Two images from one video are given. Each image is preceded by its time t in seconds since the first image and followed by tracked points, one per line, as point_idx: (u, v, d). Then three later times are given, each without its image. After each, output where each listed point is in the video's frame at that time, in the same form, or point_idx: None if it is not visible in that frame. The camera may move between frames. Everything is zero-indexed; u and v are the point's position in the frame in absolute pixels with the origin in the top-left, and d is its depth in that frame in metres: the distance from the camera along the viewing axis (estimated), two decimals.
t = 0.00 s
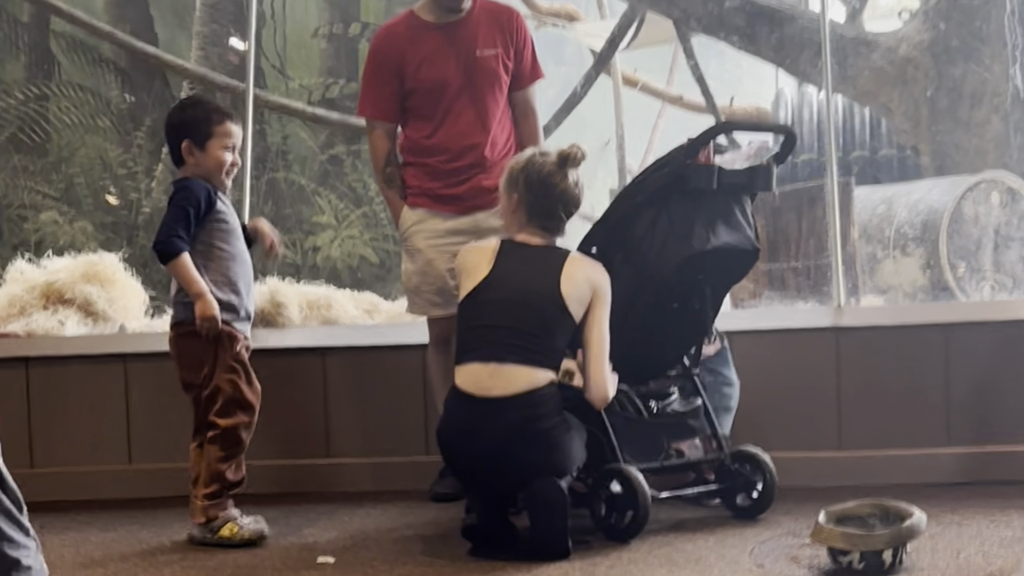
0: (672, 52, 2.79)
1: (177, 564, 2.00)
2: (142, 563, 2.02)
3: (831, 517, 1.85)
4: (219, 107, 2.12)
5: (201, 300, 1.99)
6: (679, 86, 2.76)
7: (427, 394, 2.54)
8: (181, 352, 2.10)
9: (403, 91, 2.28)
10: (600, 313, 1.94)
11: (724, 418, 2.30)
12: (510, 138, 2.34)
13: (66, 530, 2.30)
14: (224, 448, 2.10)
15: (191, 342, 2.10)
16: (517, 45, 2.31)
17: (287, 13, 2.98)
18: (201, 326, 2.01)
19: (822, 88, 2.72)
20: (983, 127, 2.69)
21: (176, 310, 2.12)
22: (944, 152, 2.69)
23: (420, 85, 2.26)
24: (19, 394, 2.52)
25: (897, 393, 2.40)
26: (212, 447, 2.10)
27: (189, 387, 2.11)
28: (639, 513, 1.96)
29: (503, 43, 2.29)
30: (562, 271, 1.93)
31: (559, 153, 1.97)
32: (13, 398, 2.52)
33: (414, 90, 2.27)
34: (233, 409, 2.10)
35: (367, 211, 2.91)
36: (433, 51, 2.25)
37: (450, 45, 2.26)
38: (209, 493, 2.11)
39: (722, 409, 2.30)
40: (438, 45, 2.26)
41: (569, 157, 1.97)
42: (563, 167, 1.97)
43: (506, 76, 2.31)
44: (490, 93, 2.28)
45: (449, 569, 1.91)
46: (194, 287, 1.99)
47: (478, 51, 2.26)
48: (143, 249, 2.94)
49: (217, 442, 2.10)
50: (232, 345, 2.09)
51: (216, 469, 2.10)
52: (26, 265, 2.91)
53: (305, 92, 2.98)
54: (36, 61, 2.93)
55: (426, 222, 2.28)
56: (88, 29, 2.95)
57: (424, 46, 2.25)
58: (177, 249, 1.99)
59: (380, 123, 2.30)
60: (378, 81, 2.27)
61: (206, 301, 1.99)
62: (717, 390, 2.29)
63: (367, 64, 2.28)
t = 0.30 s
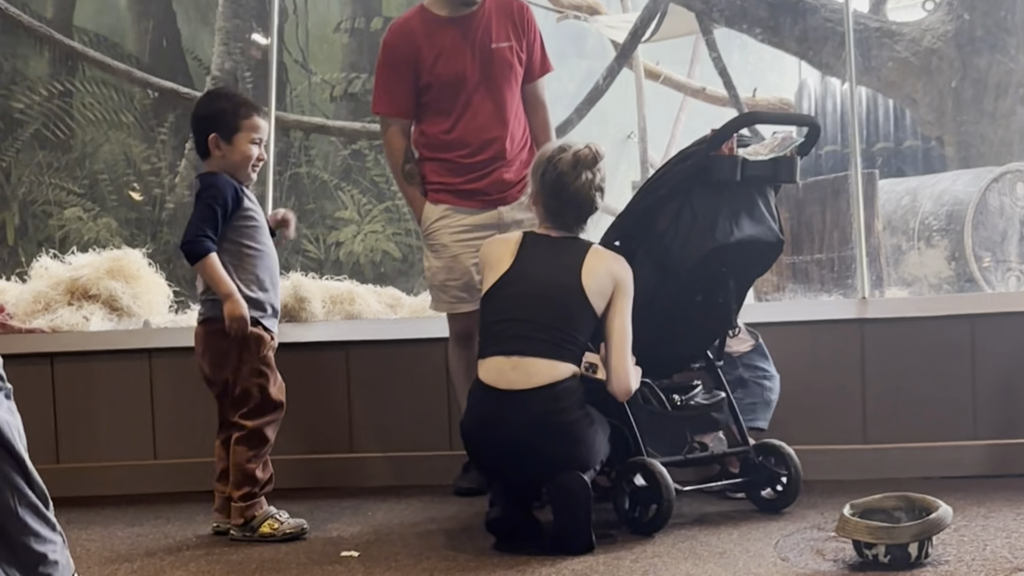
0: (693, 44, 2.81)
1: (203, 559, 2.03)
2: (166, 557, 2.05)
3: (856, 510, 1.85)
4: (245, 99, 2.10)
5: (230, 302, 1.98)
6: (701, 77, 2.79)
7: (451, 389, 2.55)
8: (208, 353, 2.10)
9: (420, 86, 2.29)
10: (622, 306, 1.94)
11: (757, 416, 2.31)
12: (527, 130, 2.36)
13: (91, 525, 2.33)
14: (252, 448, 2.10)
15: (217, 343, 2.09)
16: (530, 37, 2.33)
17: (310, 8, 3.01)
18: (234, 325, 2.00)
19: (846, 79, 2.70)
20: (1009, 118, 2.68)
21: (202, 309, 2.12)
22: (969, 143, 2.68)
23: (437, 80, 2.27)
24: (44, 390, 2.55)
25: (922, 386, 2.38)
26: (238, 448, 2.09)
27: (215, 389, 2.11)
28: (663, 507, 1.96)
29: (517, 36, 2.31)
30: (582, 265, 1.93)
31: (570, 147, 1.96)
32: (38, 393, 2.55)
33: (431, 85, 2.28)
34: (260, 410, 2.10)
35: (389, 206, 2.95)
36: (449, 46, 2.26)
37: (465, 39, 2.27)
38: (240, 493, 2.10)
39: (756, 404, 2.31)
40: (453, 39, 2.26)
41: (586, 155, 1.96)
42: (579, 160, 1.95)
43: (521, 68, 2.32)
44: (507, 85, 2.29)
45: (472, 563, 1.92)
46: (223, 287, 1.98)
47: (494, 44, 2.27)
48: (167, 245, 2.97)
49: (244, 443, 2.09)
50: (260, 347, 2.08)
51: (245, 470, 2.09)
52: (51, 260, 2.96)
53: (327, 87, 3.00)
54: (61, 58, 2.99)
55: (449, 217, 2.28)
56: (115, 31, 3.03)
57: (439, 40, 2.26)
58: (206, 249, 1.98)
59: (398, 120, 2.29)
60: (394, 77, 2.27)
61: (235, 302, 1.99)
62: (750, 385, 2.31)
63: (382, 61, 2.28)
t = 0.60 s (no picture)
0: (706, 38, 2.80)
1: (220, 554, 2.04)
2: (182, 553, 2.07)
3: (873, 504, 1.84)
4: (269, 94, 2.10)
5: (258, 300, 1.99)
6: (716, 71, 2.77)
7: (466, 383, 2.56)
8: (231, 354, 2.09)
9: (431, 81, 2.28)
10: (639, 300, 1.94)
11: (779, 409, 2.28)
12: (536, 121, 2.38)
13: (110, 521, 2.35)
14: (285, 440, 2.10)
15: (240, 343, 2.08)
16: (537, 29, 2.35)
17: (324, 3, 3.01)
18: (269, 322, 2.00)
19: (862, 72, 2.70)
20: None
21: (219, 308, 2.11)
22: (986, 135, 2.67)
23: (449, 74, 2.26)
24: (61, 386, 2.56)
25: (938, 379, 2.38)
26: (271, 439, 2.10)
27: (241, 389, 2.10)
28: (679, 500, 1.96)
29: (524, 28, 2.32)
30: (598, 259, 1.93)
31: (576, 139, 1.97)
32: (56, 390, 2.57)
33: (443, 80, 2.27)
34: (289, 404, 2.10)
35: (403, 201, 2.94)
36: (460, 39, 2.26)
37: (475, 32, 2.27)
38: (270, 484, 2.12)
39: (782, 400, 2.28)
40: (463, 33, 2.26)
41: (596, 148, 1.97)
42: (588, 151, 1.96)
43: (529, 61, 2.34)
44: (518, 77, 2.30)
45: (488, 557, 1.93)
46: (250, 288, 1.98)
47: (503, 36, 2.28)
48: (184, 241, 2.99)
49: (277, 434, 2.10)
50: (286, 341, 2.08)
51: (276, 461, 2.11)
52: (67, 257, 2.97)
53: (342, 83, 3.01)
54: (76, 55, 3.01)
55: (464, 212, 2.29)
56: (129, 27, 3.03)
57: (448, 35, 2.25)
58: (226, 256, 1.99)
59: (410, 115, 2.29)
60: (404, 73, 2.26)
61: (264, 300, 1.99)
62: (776, 381, 2.29)
63: (391, 58, 2.26)
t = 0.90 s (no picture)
0: (718, 31, 2.79)
1: (227, 549, 2.05)
2: (190, 548, 2.07)
3: (880, 497, 1.84)
4: (301, 97, 1.97)
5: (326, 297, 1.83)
6: (724, 63, 2.77)
7: (472, 378, 2.56)
8: (260, 364, 2.04)
9: (437, 74, 2.29)
10: (645, 292, 1.94)
11: (795, 404, 2.30)
12: (544, 115, 2.36)
13: (117, 516, 2.36)
14: (318, 447, 1.99)
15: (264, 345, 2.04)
16: (545, 21, 2.34)
17: None
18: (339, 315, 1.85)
19: (868, 65, 2.70)
20: None
21: (251, 319, 2.04)
22: (993, 128, 2.66)
23: (454, 66, 2.27)
24: (68, 382, 2.57)
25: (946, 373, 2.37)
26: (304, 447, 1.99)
27: (274, 394, 2.05)
28: (685, 494, 1.96)
29: (532, 21, 2.32)
30: (603, 252, 1.93)
31: (567, 133, 2.00)
32: (63, 385, 2.58)
33: (448, 73, 2.28)
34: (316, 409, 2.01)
35: (410, 195, 2.96)
36: (466, 31, 2.26)
37: (481, 25, 2.26)
38: (308, 496, 1.99)
39: (798, 398, 2.29)
40: (469, 26, 2.26)
41: (584, 136, 2.00)
42: (577, 144, 1.99)
43: (537, 54, 2.33)
44: (524, 70, 2.29)
45: (495, 552, 1.93)
46: (308, 296, 1.86)
47: (510, 29, 2.27)
48: (190, 236, 3.01)
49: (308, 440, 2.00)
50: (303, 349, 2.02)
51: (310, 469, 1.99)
52: (74, 253, 2.98)
53: (348, 77, 3.01)
54: (82, 50, 3.01)
55: (468, 206, 2.29)
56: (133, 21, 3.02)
57: (455, 28, 2.26)
58: (275, 273, 1.88)
59: (416, 109, 2.29)
60: (410, 66, 2.27)
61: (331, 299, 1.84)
62: (795, 378, 2.29)
63: (398, 51, 2.28)
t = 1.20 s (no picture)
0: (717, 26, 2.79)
1: (226, 546, 2.04)
2: (189, 544, 2.08)
3: (879, 492, 1.84)
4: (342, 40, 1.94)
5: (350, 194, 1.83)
6: (724, 59, 2.76)
7: (471, 374, 2.56)
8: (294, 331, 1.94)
9: (441, 67, 2.29)
10: (642, 285, 1.94)
11: (796, 398, 2.28)
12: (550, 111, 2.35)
13: (117, 513, 2.36)
14: (335, 430, 1.93)
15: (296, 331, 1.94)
16: (552, 17, 2.33)
17: None
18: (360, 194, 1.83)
19: (868, 60, 2.69)
20: None
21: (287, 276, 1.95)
22: (992, 122, 2.66)
23: (457, 59, 2.27)
24: (67, 379, 2.57)
25: (944, 368, 2.37)
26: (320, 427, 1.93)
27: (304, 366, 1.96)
28: (684, 489, 1.96)
29: (539, 17, 2.31)
30: (598, 245, 1.93)
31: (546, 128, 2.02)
32: (61, 382, 2.57)
33: (452, 66, 2.28)
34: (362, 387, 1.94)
35: (408, 191, 2.93)
36: (470, 25, 2.26)
37: (486, 18, 2.26)
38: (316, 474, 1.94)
39: (798, 391, 2.29)
40: (473, 19, 2.26)
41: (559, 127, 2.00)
42: (555, 136, 1.99)
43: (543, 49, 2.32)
44: (529, 64, 2.28)
45: (494, 547, 1.93)
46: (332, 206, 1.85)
47: (515, 24, 2.27)
48: (189, 232, 2.99)
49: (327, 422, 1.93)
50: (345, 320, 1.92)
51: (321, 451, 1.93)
52: (73, 249, 2.97)
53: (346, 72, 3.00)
54: (80, 46, 3.01)
55: (467, 201, 2.29)
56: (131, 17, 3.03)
57: (458, 22, 2.26)
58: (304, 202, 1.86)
59: (419, 102, 2.30)
60: (414, 60, 2.28)
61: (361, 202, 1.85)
62: (795, 371, 2.29)
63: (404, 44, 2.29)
